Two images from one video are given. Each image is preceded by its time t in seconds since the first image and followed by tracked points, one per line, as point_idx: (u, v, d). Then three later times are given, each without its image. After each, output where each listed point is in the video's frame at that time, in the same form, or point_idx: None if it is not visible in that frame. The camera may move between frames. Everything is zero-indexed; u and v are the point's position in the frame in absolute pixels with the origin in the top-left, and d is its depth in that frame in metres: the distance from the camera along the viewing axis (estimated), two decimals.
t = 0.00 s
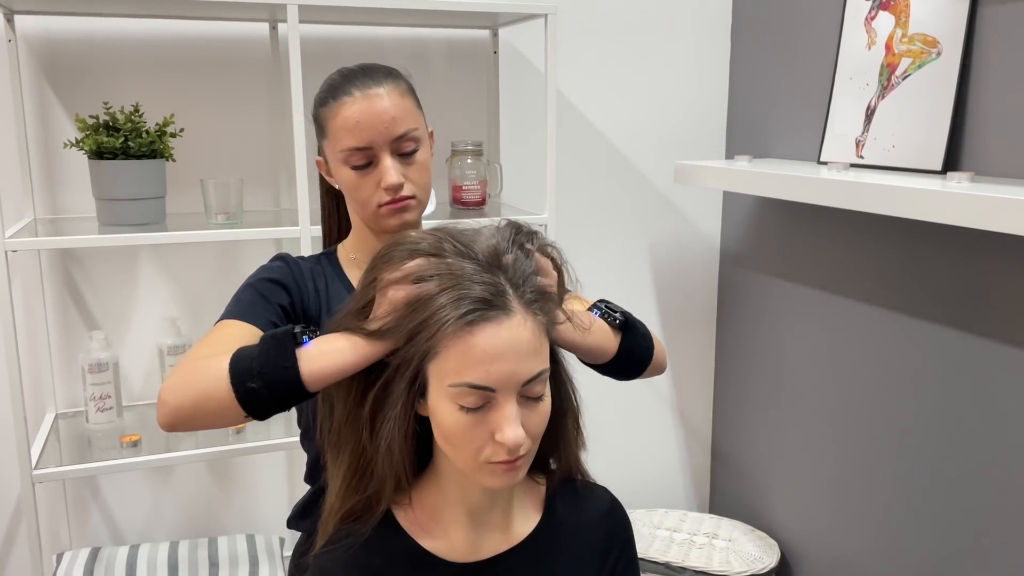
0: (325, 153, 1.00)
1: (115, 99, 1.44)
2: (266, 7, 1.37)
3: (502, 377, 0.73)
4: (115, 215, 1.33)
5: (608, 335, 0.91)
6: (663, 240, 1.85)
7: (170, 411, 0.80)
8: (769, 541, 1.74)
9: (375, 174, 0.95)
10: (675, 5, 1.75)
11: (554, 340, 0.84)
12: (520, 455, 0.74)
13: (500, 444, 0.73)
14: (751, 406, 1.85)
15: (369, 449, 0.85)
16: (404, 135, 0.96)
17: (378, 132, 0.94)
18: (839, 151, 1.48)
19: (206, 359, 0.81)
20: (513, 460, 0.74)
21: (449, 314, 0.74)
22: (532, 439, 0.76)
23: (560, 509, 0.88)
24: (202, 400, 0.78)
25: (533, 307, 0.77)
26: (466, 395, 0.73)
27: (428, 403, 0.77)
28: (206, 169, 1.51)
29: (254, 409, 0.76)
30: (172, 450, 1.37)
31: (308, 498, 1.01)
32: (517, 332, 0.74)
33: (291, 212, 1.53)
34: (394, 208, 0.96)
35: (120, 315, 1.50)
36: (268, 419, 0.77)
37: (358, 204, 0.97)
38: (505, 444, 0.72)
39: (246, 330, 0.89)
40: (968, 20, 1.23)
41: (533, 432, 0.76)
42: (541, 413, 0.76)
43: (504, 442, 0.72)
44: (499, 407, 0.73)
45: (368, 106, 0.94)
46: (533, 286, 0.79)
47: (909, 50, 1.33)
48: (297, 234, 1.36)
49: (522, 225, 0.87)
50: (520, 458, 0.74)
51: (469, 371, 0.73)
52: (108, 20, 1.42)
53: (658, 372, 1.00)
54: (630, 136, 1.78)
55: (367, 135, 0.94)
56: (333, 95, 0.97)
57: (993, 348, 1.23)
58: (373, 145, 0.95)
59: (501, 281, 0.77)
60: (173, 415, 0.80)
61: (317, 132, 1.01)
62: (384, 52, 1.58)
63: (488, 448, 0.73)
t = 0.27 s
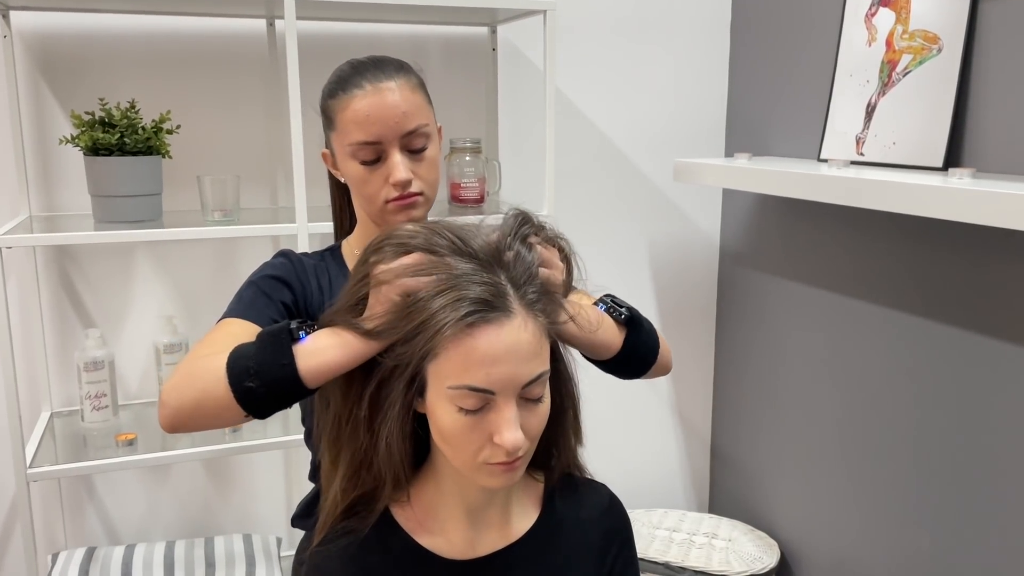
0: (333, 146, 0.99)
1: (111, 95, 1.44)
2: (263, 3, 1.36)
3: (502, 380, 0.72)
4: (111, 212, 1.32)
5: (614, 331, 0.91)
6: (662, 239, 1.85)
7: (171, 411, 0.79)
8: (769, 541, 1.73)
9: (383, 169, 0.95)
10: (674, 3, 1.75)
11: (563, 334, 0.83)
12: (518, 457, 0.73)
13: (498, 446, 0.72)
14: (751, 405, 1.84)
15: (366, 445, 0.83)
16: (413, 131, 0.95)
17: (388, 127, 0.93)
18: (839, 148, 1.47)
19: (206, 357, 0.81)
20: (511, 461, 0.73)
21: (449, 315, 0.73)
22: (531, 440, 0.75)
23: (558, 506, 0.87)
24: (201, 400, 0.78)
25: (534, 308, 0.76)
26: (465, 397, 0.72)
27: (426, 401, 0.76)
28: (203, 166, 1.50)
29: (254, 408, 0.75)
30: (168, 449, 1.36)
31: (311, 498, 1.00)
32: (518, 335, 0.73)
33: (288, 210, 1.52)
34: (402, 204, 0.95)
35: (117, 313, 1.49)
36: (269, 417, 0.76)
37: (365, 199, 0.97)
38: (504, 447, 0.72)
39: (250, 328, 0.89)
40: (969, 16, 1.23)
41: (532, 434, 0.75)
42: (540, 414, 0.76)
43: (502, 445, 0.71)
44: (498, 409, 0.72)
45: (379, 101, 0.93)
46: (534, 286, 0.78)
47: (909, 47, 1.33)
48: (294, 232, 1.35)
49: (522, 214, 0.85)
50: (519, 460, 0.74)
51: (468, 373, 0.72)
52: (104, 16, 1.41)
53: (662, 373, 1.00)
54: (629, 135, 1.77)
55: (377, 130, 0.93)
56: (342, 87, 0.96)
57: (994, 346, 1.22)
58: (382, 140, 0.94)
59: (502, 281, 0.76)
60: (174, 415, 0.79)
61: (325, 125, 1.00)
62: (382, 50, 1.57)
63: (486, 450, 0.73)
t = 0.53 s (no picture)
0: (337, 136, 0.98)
1: (107, 91, 1.43)
2: None
3: (503, 377, 0.71)
4: (106, 208, 1.31)
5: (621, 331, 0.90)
6: (661, 237, 1.84)
7: (173, 416, 0.79)
8: (769, 541, 1.73)
9: (388, 162, 0.94)
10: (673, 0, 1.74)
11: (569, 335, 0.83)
12: (517, 455, 0.73)
13: (498, 444, 0.71)
14: (750, 404, 1.83)
15: (363, 442, 0.82)
16: (420, 125, 0.95)
17: (395, 120, 0.93)
18: (839, 145, 1.46)
19: (204, 359, 0.81)
20: (510, 459, 0.72)
21: (450, 312, 0.72)
22: (530, 438, 0.74)
23: (558, 504, 0.86)
24: (202, 403, 0.77)
25: (535, 305, 0.75)
26: (465, 394, 0.71)
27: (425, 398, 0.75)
28: (200, 163, 1.49)
29: (255, 408, 0.75)
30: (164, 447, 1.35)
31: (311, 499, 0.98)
32: (519, 333, 0.72)
33: (285, 207, 1.51)
34: (405, 198, 0.95)
35: (112, 310, 1.48)
36: (270, 417, 0.76)
37: (368, 191, 0.96)
38: (503, 445, 0.71)
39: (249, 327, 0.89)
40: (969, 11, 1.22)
41: (531, 432, 0.74)
42: (540, 412, 0.75)
43: (502, 443, 0.71)
44: (498, 406, 0.71)
45: (388, 92, 0.93)
46: (536, 283, 0.77)
47: (910, 42, 1.32)
48: (291, 228, 1.34)
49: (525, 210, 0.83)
50: (518, 457, 0.73)
51: (468, 370, 0.71)
52: (100, 12, 1.40)
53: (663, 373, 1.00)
54: (628, 133, 1.76)
55: (384, 122, 0.93)
56: (351, 77, 0.95)
57: (996, 343, 1.22)
58: (389, 132, 0.93)
59: (504, 278, 0.75)
60: (176, 420, 0.79)
61: (329, 114, 0.99)
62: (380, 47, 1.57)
63: (485, 447, 0.72)
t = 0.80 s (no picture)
0: (358, 118, 1.01)
1: (103, 90, 1.42)
2: None
3: (498, 369, 0.70)
4: (102, 207, 1.30)
5: (634, 324, 0.92)
6: (660, 236, 1.83)
7: (155, 412, 0.80)
8: (769, 541, 1.72)
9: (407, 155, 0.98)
10: None
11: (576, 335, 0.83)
12: (513, 447, 0.72)
13: (493, 436, 0.71)
14: (750, 404, 1.83)
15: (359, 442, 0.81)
16: (443, 129, 1.00)
17: (427, 118, 0.97)
18: (838, 144, 1.46)
19: (188, 358, 0.81)
20: (506, 451, 0.72)
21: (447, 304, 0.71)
22: (527, 431, 0.73)
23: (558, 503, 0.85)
24: (177, 398, 0.78)
25: (534, 299, 0.74)
26: (460, 384, 0.71)
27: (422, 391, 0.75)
28: (197, 162, 1.48)
29: (227, 407, 0.74)
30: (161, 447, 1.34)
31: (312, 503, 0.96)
32: (516, 325, 0.71)
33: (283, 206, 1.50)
34: (413, 192, 0.99)
35: (109, 311, 1.47)
36: (245, 419, 0.75)
37: (378, 177, 0.99)
38: (498, 437, 0.70)
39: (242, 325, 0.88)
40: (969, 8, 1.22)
41: (528, 425, 0.73)
42: (537, 405, 0.74)
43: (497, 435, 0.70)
44: (493, 398, 0.71)
45: (429, 91, 0.98)
46: (535, 278, 0.76)
47: (909, 40, 1.32)
48: (289, 227, 1.33)
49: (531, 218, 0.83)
50: (514, 450, 0.72)
51: (464, 361, 0.70)
52: (96, 10, 1.39)
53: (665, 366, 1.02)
54: (627, 132, 1.76)
55: (416, 116, 0.97)
56: (394, 66, 0.99)
57: (997, 342, 1.21)
58: (417, 127, 0.98)
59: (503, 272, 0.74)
60: (158, 416, 0.80)
61: (353, 96, 1.02)
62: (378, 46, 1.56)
63: (481, 439, 0.71)
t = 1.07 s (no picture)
0: (373, 113, 1.00)
1: (100, 90, 1.42)
2: None
3: (500, 350, 0.70)
4: (100, 207, 1.30)
5: (624, 330, 0.91)
6: (658, 237, 1.83)
7: (154, 417, 0.79)
8: (768, 542, 1.72)
9: (420, 154, 0.97)
10: None
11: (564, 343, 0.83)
12: (517, 432, 0.71)
13: (497, 420, 0.70)
14: (748, 405, 1.83)
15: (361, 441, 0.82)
16: (458, 133, 0.99)
17: (443, 119, 0.97)
18: (836, 144, 1.46)
19: (188, 364, 0.81)
20: (510, 437, 0.71)
21: (447, 288, 0.71)
22: (530, 417, 0.73)
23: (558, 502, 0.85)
24: (178, 407, 0.77)
25: (531, 283, 0.75)
26: (463, 369, 0.71)
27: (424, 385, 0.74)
28: (195, 163, 1.48)
29: (230, 420, 0.73)
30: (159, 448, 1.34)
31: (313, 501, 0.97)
32: (515, 305, 0.72)
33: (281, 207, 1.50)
34: (423, 192, 0.98)
35: (106, 312, 1.47)
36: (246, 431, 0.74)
37: (389, 173, 0.98)
38: (502, 419, 0.70)
39: (240, 331, 0.89)
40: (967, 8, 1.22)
41: (531, 410, 0.73)
42: (539, 390, 0.74)
43: (501, 418, 0.70)
44: (496, 381, 0.71)
45: (449, 93, 0.97)
46: (530, 265, 0.77)
47: (907, 40, 1.32)
48: (287, 228, 1.33)
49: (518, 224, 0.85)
50: (518, 436, 0.72)
51: (465, 344, 0.70)
52: (94, 10, 1.39)
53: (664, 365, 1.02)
54: (625, 132, 1.76)
55: (433, 115, 0.96)
56: (413, 65, 0.98)
57: (995, 341, 1.21)
58: (433, 127, 0.97)
59: (500, 257, 0.75)
60: (157, 421, 0.79)
61: (369, 90, 1.01)
62: (376, 46, 1.56)
63: (485, 425, 0.71)
